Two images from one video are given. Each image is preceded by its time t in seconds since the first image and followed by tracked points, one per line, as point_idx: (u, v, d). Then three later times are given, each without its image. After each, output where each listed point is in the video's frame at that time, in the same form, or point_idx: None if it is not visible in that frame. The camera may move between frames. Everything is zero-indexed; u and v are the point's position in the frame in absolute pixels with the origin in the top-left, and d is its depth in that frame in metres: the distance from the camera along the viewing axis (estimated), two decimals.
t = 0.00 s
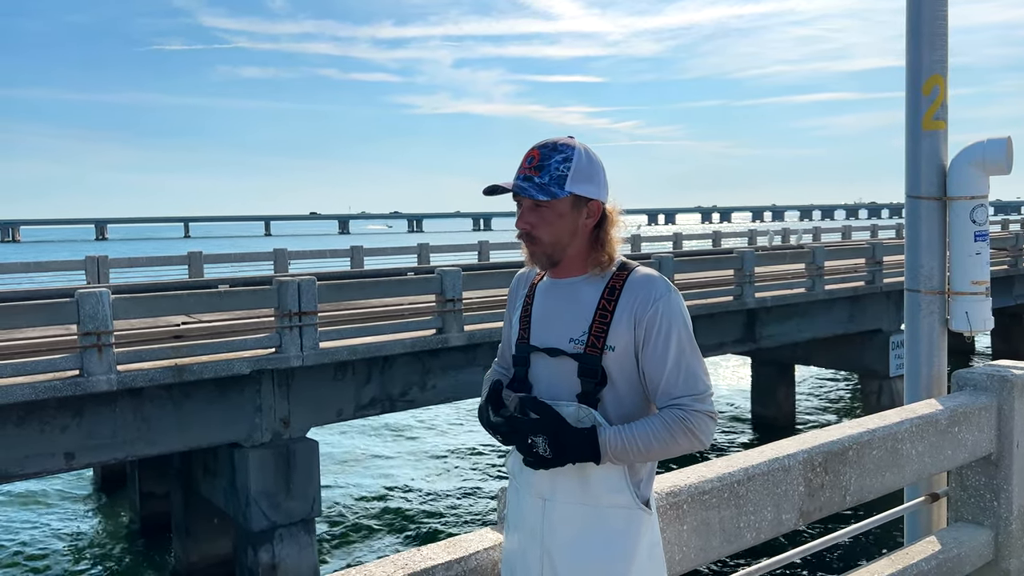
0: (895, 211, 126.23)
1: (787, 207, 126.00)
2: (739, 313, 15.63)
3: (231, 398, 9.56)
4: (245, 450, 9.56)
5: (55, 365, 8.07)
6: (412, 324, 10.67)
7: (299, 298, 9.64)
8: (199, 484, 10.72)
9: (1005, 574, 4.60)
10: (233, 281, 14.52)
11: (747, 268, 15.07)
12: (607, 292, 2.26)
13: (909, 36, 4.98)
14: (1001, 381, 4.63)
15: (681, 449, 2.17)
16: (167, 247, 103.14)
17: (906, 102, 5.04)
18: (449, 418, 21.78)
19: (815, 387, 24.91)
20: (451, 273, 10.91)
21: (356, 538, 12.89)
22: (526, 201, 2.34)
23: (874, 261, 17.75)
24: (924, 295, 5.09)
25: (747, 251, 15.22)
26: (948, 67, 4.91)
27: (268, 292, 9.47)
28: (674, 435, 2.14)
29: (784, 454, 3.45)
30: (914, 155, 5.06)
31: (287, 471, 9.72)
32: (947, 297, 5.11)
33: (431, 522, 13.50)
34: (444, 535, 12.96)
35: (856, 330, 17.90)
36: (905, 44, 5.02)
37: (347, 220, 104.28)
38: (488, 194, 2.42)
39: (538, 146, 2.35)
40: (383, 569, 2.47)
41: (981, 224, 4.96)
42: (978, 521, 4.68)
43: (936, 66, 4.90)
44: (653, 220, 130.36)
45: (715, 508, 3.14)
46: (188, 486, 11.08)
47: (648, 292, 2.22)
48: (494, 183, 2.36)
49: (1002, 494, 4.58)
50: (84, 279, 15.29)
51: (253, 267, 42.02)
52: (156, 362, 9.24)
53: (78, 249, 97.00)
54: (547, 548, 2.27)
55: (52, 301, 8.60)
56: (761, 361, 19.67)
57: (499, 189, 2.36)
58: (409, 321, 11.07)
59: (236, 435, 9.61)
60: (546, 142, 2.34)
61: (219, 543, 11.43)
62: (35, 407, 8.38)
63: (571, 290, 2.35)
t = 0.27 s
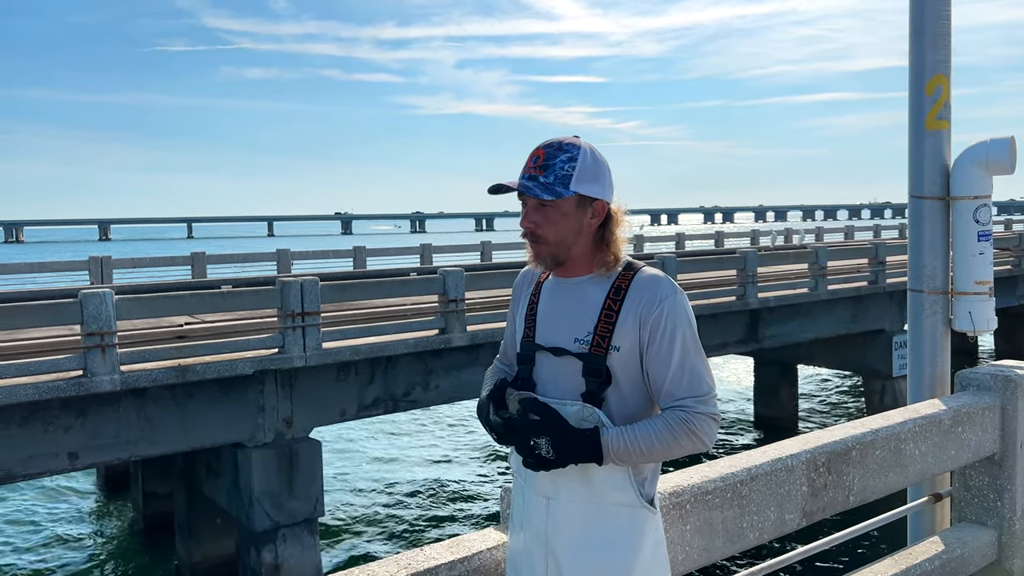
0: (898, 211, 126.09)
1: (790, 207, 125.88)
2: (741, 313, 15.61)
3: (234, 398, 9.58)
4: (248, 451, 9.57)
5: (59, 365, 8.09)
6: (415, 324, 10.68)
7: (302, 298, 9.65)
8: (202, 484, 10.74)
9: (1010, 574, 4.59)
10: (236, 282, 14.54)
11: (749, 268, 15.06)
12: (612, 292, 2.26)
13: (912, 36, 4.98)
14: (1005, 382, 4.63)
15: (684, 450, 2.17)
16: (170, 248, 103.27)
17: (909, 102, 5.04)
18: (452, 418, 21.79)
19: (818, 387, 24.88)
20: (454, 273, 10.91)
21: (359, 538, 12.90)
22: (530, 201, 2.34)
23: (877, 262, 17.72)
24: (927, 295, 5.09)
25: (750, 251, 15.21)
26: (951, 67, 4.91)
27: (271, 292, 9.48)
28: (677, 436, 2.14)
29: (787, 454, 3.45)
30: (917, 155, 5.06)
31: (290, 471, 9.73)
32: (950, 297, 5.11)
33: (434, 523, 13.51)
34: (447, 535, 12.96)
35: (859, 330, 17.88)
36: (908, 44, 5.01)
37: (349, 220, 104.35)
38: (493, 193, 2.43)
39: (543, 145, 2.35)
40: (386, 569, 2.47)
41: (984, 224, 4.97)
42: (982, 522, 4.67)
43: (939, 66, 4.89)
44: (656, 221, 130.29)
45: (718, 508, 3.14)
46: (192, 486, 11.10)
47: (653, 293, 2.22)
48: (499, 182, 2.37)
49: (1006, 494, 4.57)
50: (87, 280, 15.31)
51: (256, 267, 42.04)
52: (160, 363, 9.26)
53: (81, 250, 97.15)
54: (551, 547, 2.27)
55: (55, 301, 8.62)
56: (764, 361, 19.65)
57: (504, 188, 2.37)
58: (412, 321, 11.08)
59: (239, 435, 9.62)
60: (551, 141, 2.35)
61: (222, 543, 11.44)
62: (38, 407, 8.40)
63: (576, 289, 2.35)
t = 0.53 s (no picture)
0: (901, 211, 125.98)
1: (792, 207, 125.78)
2: (744, 313, 15.60)
3: (236, 399, 9.59)
4: (250, 451, 9.58)
5: (61, 366, 8.09)
6: (416, 325, 10.68)
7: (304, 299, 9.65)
8: (204, 485, 10.75)
9: (1013, 574, 4.58)
10: (239, 282, 14.56)
11: (751, 268, 15.05)
12: (617, 292, 2.27)
13: (914, 36, 4.97)
14: (1007, 382, 4.63)
15: (691, 449, 2.18)
16: (171, 248, 103.38)
17: (911, 102, 5.03)
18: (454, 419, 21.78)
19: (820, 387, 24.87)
20: (456, 273, 10.92)
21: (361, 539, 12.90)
22: (535, 200, 2.34)
23: (879, 261, 17.71)
24: (929, 295, 5.06)
25: (752, 251, 15.20)
26: (953, 67, 4.90)
27: (273, 293, 9.49)
28: (684, 436, 2.15)
29: (789, 455, 3.45)
30: (920, 155, 5.05)
31: (292, 472, 9.73)
32: (953, 297, 5.11)
33: (436, 523, 13.51)
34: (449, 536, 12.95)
35: (861, 331, 17.87)
36: (910, 44, 5.01)
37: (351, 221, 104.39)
38: (498, 191, 2.43)
39: (550, 144, 2.35)
40: (388, 570, 2.47)
41: (987, 224, 4.97)
42: (984, 522, 4.66)
43: (941, 66, 4.89)
44: (657, 221, 130.28)
45: (720, 508, 3.14)
46: (194, 487, 11.11)
47: (658, 294, 2.23)
48: (504, 180, 2.37)
49: (1008, 495, 4.57)
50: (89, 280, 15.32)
51: (258, 268, 42.06)
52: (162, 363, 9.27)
53: (85, 250, 97.40)
54: (555, 546, 2.28)
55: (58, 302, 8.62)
56: (766, 361, 19.64)
57: (509, 187, 2.36)
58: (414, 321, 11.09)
59: (241, 435, 9.63)
60: (557, 141, 2.35)
61: (224, 544, 11.45)
62: (41, 408, 8.40)
63: (580, 289, 2.35)
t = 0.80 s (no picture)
0: (902, 211, 125.91)
1: (793, 207, 125.66)
2: (745, 313, 15.59)
3: (237, 399, 9.59)
4: (251, 451, 9.59)
5: (62, 366, 8.09)
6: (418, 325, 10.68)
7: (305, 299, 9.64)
8: (206, 485, 10.75)
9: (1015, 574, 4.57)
10: (240, 283, 14.56)
11: (753, 269, 15.03)
12: (623, 292, 2.26)
13: (915, 36, 4.97)
14: (1010, 382, 4.63)
15: (699, 451, 2.18)
16: (172, 249, 103.37)
17: (913, 102, 5.03)
18: (455, 420, 21.78)
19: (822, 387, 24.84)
20: (457, 273, 10.92)
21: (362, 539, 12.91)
22: (544, 196, 2.35)
23: (881, 262, 17.69)
24: (931, 295, 5.05)
25: (753, 252, 15.19)
26: (954, 67, 4.90)
27: (274, 293, 9.49)
28: (691, 439, 2.14)
29: (791, 455, 3.45)
30: (921, 155, 5.05)
31: (293, 472, 9.73)
32: (955, 297, 5.11)
33: (437, 524, 13.50)
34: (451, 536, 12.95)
35: (863, 331, 17.85)
36: (912, 44, 5.00)
37: (352, 221, 104.40)
38: (507, 186, 2.43)
39: (561, 142, 2.35)
40: (390, 570, 2.47)
41: (989, 224, 4.98)
42: (986, 523, 4.65)
43: (942, 65, 4.88)
44: (658, 221, 130.29)
45: (722, 508, 3.13)
46: (195, 487, 11.11)
47: (665, 294, 2.22)
48: (513, 176, 2.37)
49: (1011, 495, 4.56)
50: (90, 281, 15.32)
51: (259, 269, 42.04)
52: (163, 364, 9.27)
53: (86, 250, 97.46)
54: (558, 548, 2.27)
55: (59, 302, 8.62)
56: (768, 362, 19.63)
57: (517, 182, 2.37)
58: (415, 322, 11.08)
59: (242, 436, 9.63)
60: (569, 139, 2.35)
61: (225, 544, 11.44)
62: (42, 408, 8.40)
63: (586, 288, 2.35)
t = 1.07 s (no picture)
0: (903, 212, 125.86)
1: (793, 207, 125.68)
2: (746, 314, 15.58)
3: (238, 400, 9.59)
4: (252, 451, 9.59)
5: (63, 367, 8.09)
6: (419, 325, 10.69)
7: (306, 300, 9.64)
8: (207, 486, 10.75)
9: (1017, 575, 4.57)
10: (240, 283, 14.56)
11: (754, 269, 15.03)
12: (626, 291, 2.27)
13: (916, 36, 4.97)
14: (1011, 382, 4.63)
15: (705, 452, 2.19)
16: (173, 249, 103.44)
17: (914, 101, 5.02)
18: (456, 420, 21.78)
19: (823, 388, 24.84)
20: (458, 274, 10.92)
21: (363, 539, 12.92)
22: (550, 196, 2.34)
23: (882, 262, 17.69)
24: (933, 295, 5.05)
25: (754, 252, 15.18)
26: (956, 67, 4.90)
27: (275, 294, 9.49)
28: (696, 441, 2.16)
29: (793, 455, 3.45)
30: (922, 155, 5.05)
31: (294, 472, 9.73)
32: (956, 297, 5.10)
33: (438, 524, 13.50)
34: (452, 537, 12.95)
35: (864, 331, 17.85)
36: (913, 44, 5.00)
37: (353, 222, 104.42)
38: (512, 186, 2.42)
39: (568, 143, 2.35)
40: (391, 570, 2.47)
41: (990, 224, 4.98)
42: (988, 523, 4.65)
43: (944, 65, 4.88)
44: (659, 222, 130.15)
45: (724, 508, 3.13)
46: (196, 488, 11.11)
47: (668, 294, 2.23)
48: (519, 176, 2.37)
49: (1012, 495, 4.56)
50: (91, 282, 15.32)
51: (259, 269, 41.99)
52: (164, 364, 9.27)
53: (87, 251, 97.48)
54: (562, 551, 2.27)
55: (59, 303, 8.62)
56: (769, 362, 19.63)
57: (523, 182, 2.37)
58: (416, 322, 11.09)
59: (243, 436, 9.64)
60: (576, 140, 2.35)
61: (226, 545, 11.44)
62: (43, 409, 8.40)
63: (588, 289, 2.35)
